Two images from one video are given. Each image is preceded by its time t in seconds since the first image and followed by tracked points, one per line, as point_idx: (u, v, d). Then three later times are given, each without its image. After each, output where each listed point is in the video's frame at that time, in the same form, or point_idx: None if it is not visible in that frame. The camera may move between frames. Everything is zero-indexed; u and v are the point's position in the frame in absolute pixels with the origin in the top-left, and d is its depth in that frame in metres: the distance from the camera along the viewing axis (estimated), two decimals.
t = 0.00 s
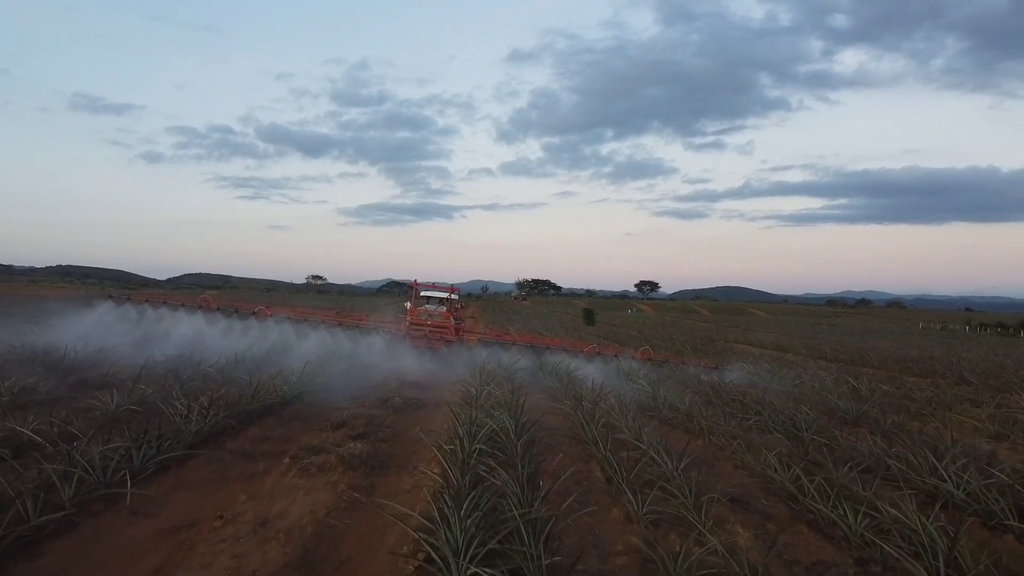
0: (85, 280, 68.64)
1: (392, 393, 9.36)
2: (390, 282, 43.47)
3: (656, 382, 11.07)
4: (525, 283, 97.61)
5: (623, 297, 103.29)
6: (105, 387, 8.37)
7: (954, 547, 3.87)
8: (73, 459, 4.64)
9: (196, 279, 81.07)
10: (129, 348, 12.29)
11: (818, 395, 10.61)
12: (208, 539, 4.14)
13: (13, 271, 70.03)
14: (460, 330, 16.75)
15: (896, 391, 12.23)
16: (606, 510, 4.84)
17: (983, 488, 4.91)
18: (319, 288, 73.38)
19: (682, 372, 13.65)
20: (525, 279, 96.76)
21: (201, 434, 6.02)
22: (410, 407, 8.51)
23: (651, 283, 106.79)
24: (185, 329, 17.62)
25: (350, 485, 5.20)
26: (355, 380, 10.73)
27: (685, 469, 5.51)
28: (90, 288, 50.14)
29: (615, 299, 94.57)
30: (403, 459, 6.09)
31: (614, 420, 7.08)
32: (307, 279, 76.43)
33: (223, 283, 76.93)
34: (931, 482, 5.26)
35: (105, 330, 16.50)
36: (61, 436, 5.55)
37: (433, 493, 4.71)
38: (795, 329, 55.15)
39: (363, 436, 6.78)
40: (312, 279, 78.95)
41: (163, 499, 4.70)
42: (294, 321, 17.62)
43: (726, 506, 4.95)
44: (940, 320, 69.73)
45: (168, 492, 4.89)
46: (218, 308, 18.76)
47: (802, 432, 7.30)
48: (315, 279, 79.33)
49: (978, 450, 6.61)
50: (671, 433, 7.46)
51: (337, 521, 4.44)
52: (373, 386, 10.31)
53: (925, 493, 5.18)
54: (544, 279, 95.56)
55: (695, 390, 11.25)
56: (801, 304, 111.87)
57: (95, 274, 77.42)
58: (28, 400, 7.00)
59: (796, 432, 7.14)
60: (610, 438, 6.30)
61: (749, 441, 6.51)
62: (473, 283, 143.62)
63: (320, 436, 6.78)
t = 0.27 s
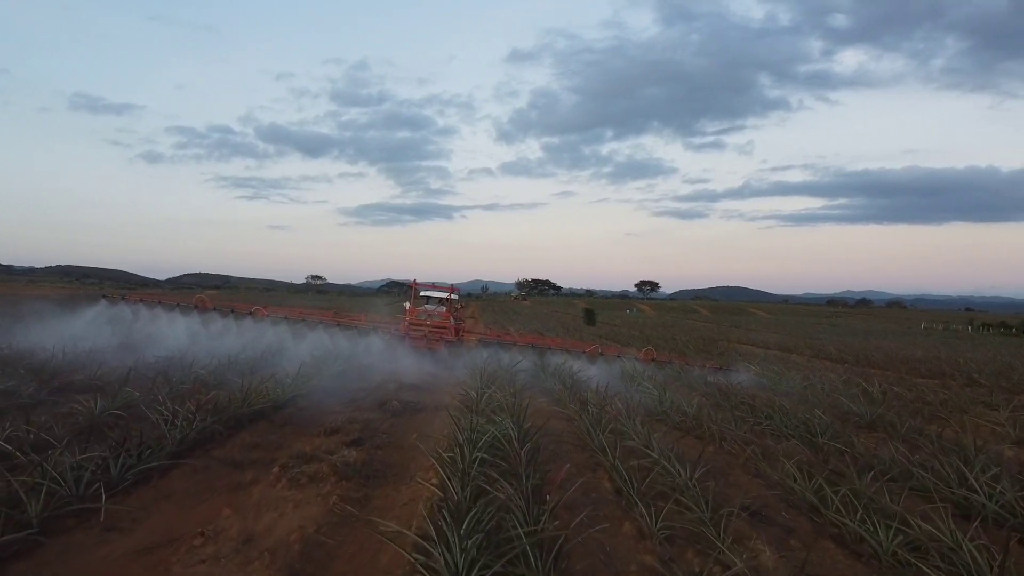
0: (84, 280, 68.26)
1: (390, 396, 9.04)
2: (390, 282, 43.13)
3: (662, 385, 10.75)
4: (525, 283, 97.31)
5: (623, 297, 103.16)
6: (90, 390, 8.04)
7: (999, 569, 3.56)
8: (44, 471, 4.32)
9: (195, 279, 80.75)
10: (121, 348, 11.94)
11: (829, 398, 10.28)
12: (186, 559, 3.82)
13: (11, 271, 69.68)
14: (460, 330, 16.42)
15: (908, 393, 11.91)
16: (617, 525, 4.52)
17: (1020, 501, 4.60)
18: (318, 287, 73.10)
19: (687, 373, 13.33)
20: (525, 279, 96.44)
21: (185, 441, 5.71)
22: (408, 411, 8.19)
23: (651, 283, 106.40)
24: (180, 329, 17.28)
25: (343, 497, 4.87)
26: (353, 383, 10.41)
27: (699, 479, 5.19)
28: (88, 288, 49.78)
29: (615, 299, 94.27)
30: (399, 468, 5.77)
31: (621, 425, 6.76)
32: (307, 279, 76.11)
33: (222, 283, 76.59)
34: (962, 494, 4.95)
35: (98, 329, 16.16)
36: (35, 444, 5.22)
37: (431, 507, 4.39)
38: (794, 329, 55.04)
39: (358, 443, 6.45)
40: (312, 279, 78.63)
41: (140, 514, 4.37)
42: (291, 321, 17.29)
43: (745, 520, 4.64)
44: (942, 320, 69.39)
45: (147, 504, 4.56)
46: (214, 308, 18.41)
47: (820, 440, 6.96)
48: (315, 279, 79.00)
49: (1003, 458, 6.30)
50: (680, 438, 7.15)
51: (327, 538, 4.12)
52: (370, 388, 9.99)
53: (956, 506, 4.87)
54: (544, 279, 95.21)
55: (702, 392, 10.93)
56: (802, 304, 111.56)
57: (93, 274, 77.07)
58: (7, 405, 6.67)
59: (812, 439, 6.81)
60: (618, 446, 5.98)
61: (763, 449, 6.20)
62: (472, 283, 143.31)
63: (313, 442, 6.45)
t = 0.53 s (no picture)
0: (79, 279, 67.91)
1: (386, 399, 8.71)
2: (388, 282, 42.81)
3: (666, 387, 10.43)
4: (524, 283, 97.02)
5: (623, 297, 102.89)
6: (72, 393, 7.71)
7: None
8: (8, 483, 3.99)
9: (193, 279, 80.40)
10: (112, 349, 11.61)
11: (839, 400, 9.96)
12: None
13: (8, 271, 69.31)
14: (459, 330, 16.09)
15: (919, 395, 11.60)
16: (627, 542, 4.20)
17: None
18: (317, 287, 72.78)
19: (691, 374, 13.02)
20: (524, 279, 96.08)
21: (165, 449, 5.39)
22: (405, 415, 7.86)
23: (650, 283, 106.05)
24: (174, 330, 16.93)
25: (332, 509, 4.54)
26: (349, 385, 10.07)
27: (713, 491, 4.87)
28: (82, 287, 49.43)
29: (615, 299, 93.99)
30: (394, 476, 5.44)
31: (627, 430, 6.44)
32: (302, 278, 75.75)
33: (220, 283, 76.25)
34: (995, 506, 4.63)
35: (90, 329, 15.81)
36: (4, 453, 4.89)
37: (426, 523, 4.06)
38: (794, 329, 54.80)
39: (351, 450, 6.13)
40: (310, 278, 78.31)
41: (112, 530, 4.05)
42: (287, 321, 16.94)
43: (764, 535, 4.32)
44: (943, 320, 69.09)
45: (120, 519, 4.24)
46: (208, 308, 18.06)
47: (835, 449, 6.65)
48: (313, 279, 78.66)
49: None
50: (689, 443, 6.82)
51: (313, 557, 3.79)
52: (366, 391, 9.66)
53: (989, 519, 4.56)
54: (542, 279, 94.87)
55: (707, 394, 10.61)
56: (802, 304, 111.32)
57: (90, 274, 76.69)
58: None
59: (827, 446, 6.49)
60: (625, 454, 5.66)
61: (778, 456, 5.88)
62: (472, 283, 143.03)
63: (303, 449, 6.12)
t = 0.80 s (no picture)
0: (77, 280, 67.47)
1: (382, 403, 8.39)
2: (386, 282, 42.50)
3: (670, 389, 10.12)
4: (522, 282, 96.77)
5: (621, 297, 102.70)
6: (53, 398, 7.37)
7: None
8: None
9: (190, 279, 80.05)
10: (99, 350, 11.26)
11: (850, 403, 9.64)
12: None
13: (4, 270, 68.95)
14: (457, 330, 15.77)
15: (929, 397, 11.31)
16: (639, 563, 3.89)
17: None
18: (315, 287, 72.50)
19: (695, 376, 12.72)
20: (523, 279, 95.76)
21: (143, 459, 5.07)
22: (401, 420, 7.54)
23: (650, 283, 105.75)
24: (167, 331, 16.59)
25: (320, 525, 4.22)
26: (343, 388, 9.73)
27: (729, 504, 4.56)
28: (79, 288, 49.03)
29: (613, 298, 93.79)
30: (387, 488, 5.12)
31: (634, 437, 6.13)
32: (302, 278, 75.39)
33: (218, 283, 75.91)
34: None
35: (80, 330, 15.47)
36: None
37: (422, 543, 3.75)
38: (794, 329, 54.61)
39: (342, 458, 5.80)
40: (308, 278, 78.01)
41: (81, 550, 3.74)
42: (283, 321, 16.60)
43: (786, 554, 4.01)
44: (941, 320, 69.05)
45: (89, 539, 3.92)
46: (202, 308, 17.70)
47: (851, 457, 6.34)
48: (312, 279, 78.36)
49: None
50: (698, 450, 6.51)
51: None
52: (361, 394, 9.34)
53: None
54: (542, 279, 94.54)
55: (713, 398, 10.31)
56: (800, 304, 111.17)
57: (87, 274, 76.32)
58: None
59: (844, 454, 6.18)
60: (633, 463, 5.35)
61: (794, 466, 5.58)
62: (470, 283, 142.74)
63: (292, 458, 5.80)
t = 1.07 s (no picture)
0: (72, 279, 66.96)
1: (376, 407, 8.06)
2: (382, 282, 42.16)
3: (675, 392, 9.80)
4: (520, 282, 96.49)
5: (619, 297, 102.50)
6: (29, 403, 7.01)
7: None
8: None
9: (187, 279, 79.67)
10: (83, 352, 10.89)
11: (859, 407, 9.33)
12: None
13: None
14: (454, 330, 15.44)
15: (938, 399, 11.02)
16: None
17: None
18: (312, 287, 72.12)
19: (697, 377, 12.40)
20: (521, 279, 95.45)
21: (117, 470, 4.73)
22: (395, 426, 7.20)
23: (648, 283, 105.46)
24: (158, 332, 16.22)
25: (303, 545, 3.88)
26: (335, 392, 9.38)
27: (746, 521, 4.24)
28: (73, 288, 48.55)
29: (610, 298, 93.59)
30: (378, 501, 4.78)
31: (641, 445, 5.80)
32: (300, 278, 74.91)
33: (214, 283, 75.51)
34: None
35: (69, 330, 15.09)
36: None
37: (417, 568, 3.41)
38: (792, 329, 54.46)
39: (332, 468, 5.47)
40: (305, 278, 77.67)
41: (42, 571, 3.42)
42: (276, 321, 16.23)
43: None
44: (939, 321, 68.94)
45: (50, 560, 3.58)
46: (194, 309, 17.34)
47: (868, 466, 6.03)
48: (308, 279, 77.96)
49: None
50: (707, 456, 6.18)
51: None
52: (354, 398, 8.99)
53: None
54: (540, 279, 94.24)
55: (718, 401, 9.99)
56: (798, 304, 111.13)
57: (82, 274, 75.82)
58: None
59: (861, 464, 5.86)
60: (643, 474, 5.02)
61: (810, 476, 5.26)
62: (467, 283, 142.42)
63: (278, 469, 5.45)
